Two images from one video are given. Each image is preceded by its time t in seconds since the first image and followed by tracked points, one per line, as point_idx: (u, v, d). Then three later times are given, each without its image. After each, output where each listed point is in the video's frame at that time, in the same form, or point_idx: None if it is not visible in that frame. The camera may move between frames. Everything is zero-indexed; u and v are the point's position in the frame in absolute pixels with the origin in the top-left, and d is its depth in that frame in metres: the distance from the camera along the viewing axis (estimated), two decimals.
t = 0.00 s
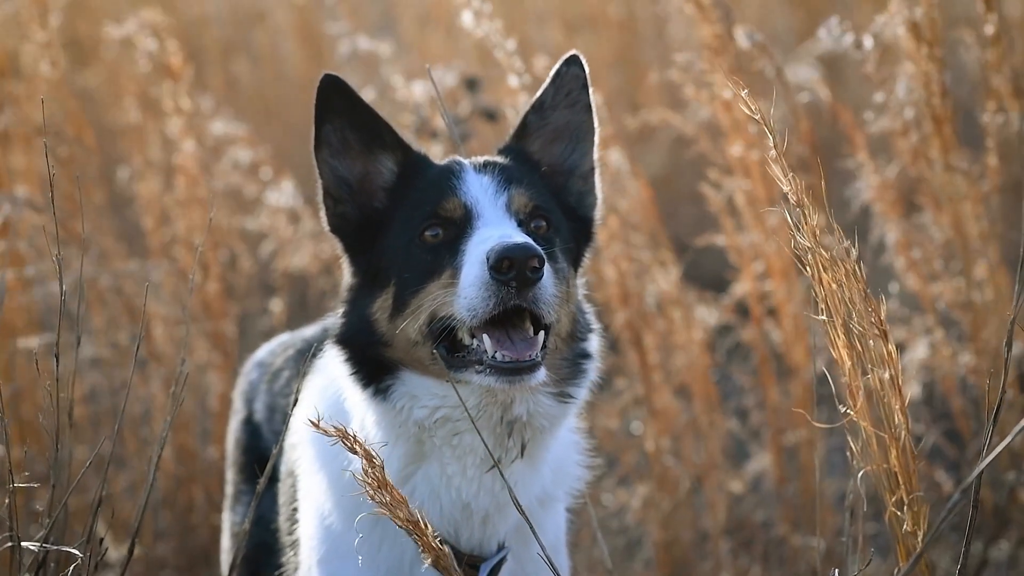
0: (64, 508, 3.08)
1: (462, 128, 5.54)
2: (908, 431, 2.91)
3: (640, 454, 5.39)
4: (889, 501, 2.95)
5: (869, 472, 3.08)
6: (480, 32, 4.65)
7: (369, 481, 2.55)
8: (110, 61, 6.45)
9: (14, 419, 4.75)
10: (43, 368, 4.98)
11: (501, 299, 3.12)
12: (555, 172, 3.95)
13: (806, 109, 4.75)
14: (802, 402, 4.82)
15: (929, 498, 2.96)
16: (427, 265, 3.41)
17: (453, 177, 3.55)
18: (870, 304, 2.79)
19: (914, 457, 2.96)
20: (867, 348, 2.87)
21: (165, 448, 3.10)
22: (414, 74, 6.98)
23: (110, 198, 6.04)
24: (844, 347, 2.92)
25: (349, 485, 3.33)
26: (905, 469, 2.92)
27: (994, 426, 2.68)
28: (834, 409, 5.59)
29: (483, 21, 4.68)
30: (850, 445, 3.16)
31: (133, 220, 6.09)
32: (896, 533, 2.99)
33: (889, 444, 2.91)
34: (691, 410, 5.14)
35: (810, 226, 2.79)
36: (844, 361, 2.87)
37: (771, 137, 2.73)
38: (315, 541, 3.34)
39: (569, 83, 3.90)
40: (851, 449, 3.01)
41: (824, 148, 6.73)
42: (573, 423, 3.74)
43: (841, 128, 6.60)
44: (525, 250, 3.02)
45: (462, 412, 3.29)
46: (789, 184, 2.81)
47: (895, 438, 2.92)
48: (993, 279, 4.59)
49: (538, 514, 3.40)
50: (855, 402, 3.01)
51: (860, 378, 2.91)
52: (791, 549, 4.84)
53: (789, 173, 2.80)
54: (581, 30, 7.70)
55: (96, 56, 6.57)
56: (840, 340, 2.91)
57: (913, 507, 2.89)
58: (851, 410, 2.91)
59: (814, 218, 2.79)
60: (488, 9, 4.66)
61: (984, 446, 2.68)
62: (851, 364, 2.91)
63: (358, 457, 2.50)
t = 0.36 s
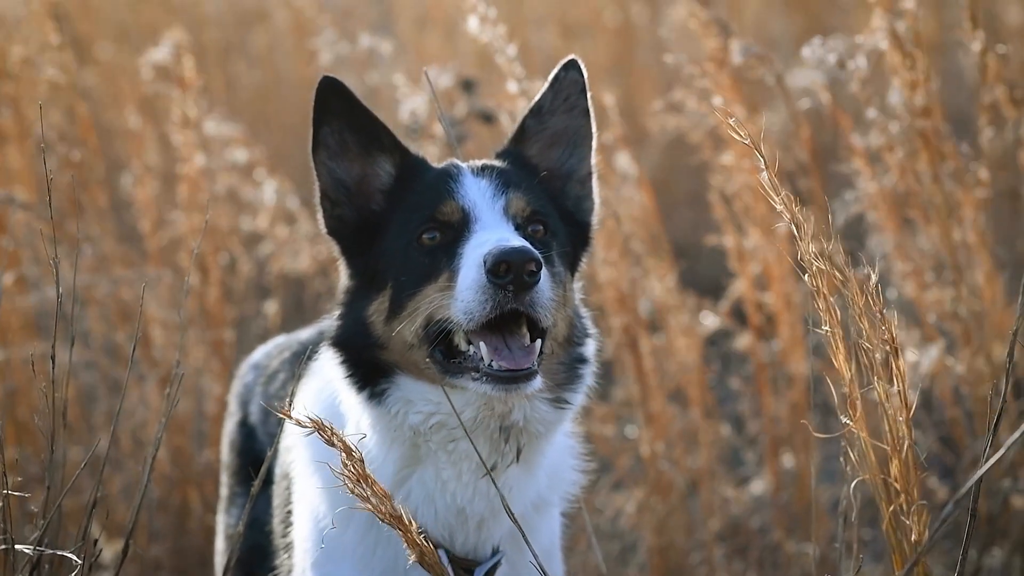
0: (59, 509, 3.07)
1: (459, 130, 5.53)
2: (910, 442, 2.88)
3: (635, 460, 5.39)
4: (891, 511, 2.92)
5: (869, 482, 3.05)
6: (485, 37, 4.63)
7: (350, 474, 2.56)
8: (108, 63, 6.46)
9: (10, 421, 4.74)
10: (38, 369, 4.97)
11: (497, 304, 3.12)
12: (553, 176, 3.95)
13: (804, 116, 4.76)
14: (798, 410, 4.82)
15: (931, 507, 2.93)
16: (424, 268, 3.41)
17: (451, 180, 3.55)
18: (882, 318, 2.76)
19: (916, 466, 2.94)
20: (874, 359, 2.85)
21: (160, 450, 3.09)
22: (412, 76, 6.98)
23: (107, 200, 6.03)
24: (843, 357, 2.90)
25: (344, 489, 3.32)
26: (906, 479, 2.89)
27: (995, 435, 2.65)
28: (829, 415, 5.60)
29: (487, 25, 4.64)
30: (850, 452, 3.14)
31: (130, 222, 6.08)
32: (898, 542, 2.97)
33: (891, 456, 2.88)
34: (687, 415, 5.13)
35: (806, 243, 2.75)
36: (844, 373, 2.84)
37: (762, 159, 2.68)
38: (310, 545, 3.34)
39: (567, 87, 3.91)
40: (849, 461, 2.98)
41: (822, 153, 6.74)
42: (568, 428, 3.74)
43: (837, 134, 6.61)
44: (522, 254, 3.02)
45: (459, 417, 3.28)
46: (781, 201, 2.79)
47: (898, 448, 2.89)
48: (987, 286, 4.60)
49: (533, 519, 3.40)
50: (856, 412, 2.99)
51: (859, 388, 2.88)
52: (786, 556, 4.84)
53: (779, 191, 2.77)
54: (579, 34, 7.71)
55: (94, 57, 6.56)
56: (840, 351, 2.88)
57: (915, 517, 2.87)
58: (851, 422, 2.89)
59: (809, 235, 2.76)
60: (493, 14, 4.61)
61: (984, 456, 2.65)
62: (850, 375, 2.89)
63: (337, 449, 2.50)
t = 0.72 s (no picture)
0: (59, 514, 3.08)
1: (462, 137, 5.55)
2: (913, 455, 2.88)
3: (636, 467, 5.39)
4: (895, 524, 2.91)
5: (870, 496, 3.05)
6: (489, 56, 4.68)
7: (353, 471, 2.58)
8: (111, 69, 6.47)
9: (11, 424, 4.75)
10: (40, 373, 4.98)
11: (500, 313, 3.13)
12: (556, 185, 3.97)
13: (809, 125, 4.77)
14: (800, 419, 4.82)
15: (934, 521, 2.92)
16: (427, 276, 3.41)
17: (454, 188, 3.56)
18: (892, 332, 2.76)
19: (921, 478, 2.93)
20: (881, 371, 2.84)
21: (162, 454, 3.09)
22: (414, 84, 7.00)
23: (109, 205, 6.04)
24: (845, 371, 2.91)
25: (344, 496, 3.32)
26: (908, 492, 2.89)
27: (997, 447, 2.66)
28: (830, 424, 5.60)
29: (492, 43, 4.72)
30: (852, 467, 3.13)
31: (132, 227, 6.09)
32: (899, 555, 2.96)
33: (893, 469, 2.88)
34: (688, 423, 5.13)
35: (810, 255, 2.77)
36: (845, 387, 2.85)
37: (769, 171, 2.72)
38: (310, 551, 3.34)
39: (571, 96, 3.92)
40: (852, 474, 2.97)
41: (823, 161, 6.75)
42: (569, 437, 3.74)
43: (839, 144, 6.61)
44: (525, 263, 3.02)
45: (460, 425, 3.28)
46: (787, 217, 2.79)
47: (904, 461, 2.88)
48: (987, 297, 4.62)
49: (533, 528, 3.40)
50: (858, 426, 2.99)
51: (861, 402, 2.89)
52: (786, 564, 4.84)
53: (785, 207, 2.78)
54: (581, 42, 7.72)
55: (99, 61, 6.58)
56: (841, 364, 2.89)
57: (918, 528, 2.86)
58: (854, 435, 2.89)
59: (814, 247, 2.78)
60: (497, 32, 4.71)
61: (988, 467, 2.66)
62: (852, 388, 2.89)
63: (340, 445, 2.52)
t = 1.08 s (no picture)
0: (58, 515, 3.07)
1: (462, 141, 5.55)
2: (908, 456, 2.90)
3: (633, 470, 5.39)
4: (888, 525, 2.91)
5: (866, 496, 3.06)
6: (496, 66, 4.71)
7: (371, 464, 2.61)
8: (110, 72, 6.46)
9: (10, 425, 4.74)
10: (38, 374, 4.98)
11: (499, 316, 3.13)
12: (556, 188, 3.97)
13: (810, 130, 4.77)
14: (798, 422, 4.82)
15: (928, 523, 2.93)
16: (426, 279, 3.41)
17: (454, 192, 3.57)
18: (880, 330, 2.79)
19: (912, 482, 2.93)
20: (871, 372, 2.87)
21: (160, 454, 3.09)
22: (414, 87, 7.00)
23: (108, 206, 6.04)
24: (843, 369, 2.93)
25: (342, 497, 3.32)
26: (903, 493, 2.91)
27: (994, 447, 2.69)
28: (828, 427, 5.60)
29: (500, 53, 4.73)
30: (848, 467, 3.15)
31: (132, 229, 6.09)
32: (894, 557, 2.97)
33: (888, 468, 2.89)
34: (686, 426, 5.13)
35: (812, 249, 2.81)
36: (843, 384, 2.87)
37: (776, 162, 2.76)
38: (308, 553, 3.34)
39: (571, 100, 3.92)
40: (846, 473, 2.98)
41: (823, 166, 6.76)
42: (567, 440, 3.74)
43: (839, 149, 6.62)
44: (525, 267, 3.03)
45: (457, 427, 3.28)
46: (792, 207, 2.85)
47: (895, 462, 2.89)
48: (986, 300, 4.62)
49: (531, 530, 3.40)
50: (854, 425, 3.01)
51: (858, 401, 2.91)
52: (783, 568, 4.84)
53: (790, 195, 2.84)
54: (581, 46, 7.73)
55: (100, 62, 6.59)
56: (839, 361, 2.92)
57: (912, 529, 2.87)
58: (850, 433, 2.91)
59: (817, 241, 2.82)
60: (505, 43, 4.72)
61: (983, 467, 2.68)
62: (849, 387, 2.91)
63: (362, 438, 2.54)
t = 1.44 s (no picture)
0: (54, 516, 3.07)
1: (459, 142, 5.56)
2: (900, 453, 2.90)
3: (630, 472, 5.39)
4: (881, 523, 2.92)
5: (858, 494, 3.06)
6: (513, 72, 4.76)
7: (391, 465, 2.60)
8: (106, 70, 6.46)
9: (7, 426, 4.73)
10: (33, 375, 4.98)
11: (495, 318, 3.13)
12: (553, 190, 3.98)
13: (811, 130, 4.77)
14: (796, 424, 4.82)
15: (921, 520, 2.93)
16: (423, 280, 3.41)
17: (452, 193, 3.57)
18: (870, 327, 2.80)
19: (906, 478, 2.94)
20: (862, 368, 2.88)
21: (156, 455, 3.08)
22: (412, 88, 6.98)
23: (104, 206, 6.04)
24: (836, 366, 2.93)
25: (339, 498, 3.32)
26: (896, 491, 2.90)
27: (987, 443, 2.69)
28: (825, 429, 5.60)
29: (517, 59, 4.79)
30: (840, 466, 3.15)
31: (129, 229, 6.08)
32: (888, 555, 2.97)
33: (880, 466, 2.89)
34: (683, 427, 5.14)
35: (805, 246, 2.81)
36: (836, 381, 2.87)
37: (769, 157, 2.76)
38: (304, 553, 3.34)
39: (568, 101, 3.92)
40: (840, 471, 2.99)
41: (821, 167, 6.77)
42: (564, 441, 3.74)
43: (838, 151, 6.61)
44: (522, 269, 3.03)
45: (453, 429, 3.28)
46: (785, 203, 2.84)
47: (886, 459, 2.90)
48: (982, 303, 4.62)
49: (527, 532, 3.40)
50: (847, 423, 3.01)
51: (852, 398, 2.90)
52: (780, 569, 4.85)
53: (782, 191, 2.83)
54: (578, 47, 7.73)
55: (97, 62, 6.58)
56: (832, 358, 2.91)
57: (905, 527, 2.87)
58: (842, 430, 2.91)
59: (809, 237, 2.82)
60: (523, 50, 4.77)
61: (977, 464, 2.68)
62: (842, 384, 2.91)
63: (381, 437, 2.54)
